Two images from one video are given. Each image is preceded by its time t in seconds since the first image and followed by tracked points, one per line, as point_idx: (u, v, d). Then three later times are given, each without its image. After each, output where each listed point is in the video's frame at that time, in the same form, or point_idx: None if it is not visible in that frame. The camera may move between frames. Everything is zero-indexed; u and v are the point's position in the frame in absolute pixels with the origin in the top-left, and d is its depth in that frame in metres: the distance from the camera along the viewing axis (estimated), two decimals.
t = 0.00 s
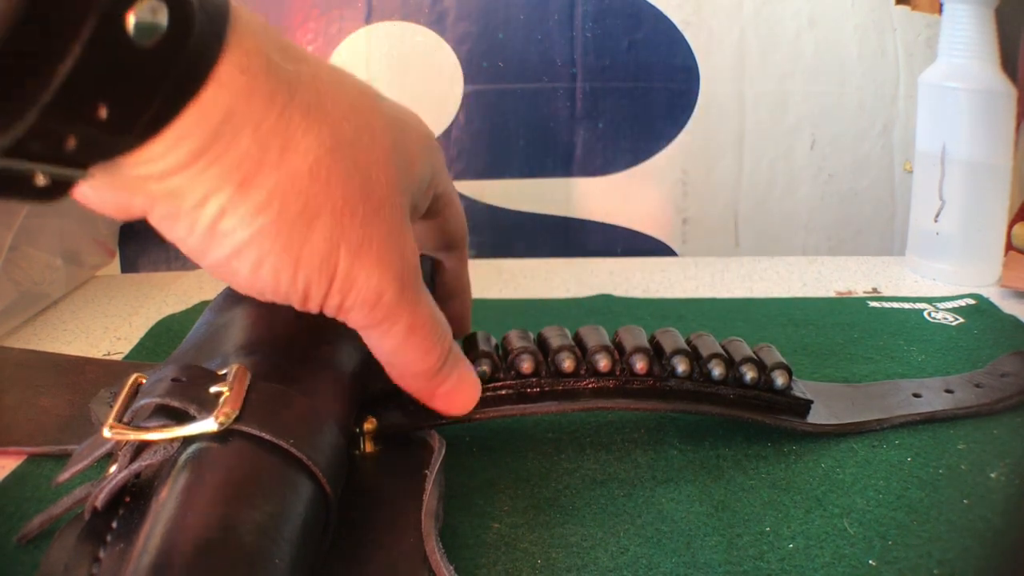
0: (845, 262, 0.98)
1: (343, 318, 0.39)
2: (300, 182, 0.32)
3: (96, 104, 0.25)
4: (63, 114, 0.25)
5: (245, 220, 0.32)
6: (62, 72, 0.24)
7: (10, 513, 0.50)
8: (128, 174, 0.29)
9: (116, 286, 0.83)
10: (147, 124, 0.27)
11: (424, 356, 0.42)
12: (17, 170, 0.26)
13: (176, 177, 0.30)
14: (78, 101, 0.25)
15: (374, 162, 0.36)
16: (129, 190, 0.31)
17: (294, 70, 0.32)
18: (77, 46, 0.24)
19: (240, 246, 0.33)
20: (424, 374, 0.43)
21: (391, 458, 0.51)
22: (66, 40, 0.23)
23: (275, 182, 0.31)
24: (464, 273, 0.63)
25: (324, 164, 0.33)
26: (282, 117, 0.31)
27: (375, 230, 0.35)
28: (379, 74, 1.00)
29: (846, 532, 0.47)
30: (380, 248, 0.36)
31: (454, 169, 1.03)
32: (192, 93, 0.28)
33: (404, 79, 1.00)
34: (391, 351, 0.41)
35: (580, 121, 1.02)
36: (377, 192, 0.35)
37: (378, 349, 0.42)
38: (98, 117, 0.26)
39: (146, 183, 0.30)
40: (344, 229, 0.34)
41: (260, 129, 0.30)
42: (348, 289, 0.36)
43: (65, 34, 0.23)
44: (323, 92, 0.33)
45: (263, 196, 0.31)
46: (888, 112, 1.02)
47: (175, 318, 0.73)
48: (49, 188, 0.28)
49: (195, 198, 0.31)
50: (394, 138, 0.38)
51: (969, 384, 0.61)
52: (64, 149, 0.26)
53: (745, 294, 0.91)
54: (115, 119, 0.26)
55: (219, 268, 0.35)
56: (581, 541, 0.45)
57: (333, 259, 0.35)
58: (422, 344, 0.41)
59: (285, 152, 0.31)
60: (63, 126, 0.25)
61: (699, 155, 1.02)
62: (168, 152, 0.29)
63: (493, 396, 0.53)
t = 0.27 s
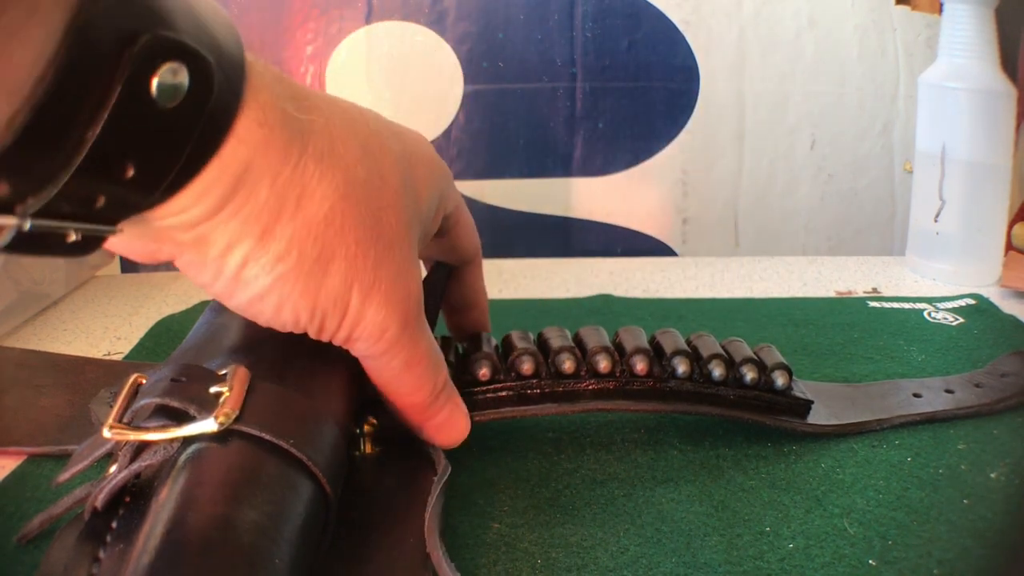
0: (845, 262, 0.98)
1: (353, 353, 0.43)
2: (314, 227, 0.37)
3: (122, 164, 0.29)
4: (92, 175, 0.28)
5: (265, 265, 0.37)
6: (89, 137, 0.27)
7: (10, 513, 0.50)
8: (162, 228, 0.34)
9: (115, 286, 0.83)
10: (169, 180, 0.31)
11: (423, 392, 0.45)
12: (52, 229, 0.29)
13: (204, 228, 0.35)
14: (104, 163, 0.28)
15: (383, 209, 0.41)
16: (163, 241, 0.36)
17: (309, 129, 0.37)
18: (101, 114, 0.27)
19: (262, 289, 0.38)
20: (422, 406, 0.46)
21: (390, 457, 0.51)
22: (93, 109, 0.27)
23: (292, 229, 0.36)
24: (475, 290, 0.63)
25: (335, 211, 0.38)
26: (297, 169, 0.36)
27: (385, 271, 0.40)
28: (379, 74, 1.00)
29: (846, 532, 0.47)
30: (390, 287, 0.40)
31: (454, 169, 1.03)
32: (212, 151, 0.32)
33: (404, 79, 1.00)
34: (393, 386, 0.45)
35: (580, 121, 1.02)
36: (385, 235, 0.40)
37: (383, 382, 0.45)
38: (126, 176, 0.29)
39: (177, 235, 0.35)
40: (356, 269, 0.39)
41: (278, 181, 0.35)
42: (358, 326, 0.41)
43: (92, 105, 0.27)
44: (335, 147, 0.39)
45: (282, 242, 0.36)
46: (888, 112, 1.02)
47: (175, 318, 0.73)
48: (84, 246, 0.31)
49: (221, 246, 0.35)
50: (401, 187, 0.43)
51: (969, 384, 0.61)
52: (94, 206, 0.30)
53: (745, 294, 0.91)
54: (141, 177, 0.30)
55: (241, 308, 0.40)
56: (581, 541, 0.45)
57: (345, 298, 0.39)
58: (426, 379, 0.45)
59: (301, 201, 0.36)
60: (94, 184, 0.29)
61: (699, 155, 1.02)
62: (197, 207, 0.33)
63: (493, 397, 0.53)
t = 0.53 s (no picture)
0: (845, 262, 0.98)
1: (364, 366, 0.42)
2: (317, 242, 0.36)
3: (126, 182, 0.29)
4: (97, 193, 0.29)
5: (269, 280, 0.36)
6: (94, 156, 0.28)
7: (10, 513, 0.50)
8: (165, 244, 0.35)
9: (115, 286, 0.83)
10: (174, 199, 0.32)
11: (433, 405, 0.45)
12: (56, 246, 0.30)
13: (206, 244, 0.35)
14: (107, 181, 0.29)
15: (391, 219, 0.40)
16: (169, 257, 0.36)
17: (313, 140, 0.37)
18: (105, 133, 0.28)
19: (267, 303, 0.37)
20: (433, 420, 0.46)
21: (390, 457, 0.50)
22: (97, 128, 0.27)
23: (294, 244, 0.36)
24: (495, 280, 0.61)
25: (339, 225, 0.37)
26: (300, 183, 0.36)
27: (393, 283, 0.39)
28: (379, 74, 1.00)
29: (846, 532, 0.47)
30: (397, 299, 0.40)
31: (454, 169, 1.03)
32: (218, 168, 0.33)
33: (404, 79, 1.00)
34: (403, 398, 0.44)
35: (580, 121, 1.02)
36: (393, 246, 0.40)
37: (393, 395, 0.44)
38: (129, 194, 0.30)
39: (180, 251, 0.35)
40: (361, 283, 0.38)
41: (279, 196, 0.35)
42: (366, 339, 0.40)
43: (96, 125, 0.27)
44: (339, 158, 0.38)
45: (285, 257, 0.36)
46: (888, 112, 1.02)
47: (175, 318, 0.73)
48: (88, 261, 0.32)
49: (224, 262, 0.36)
50: (411, 196, 0.43)
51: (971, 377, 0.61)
52: (98, 223, 0.30)
53: (745, 294, 0.91)
54: (145, 195, 0.30)
55: (250, 322, 0.40)
56: (581, 541, 0.45)
57: (352, 312, 0.39)
58: (437, 392, 0.44)
59: (303, 216, 0.36)
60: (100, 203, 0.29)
61: (699, 155, 1.02)
62: (196, 223, 0.34)
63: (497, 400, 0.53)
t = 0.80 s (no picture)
0: (845, 262, 0.98)
1: (390, 376, 0.43)
2: (352, 253, 0.37)
3: (165, 189, 0.30)
4: (134, 199, 0.29)
5: (302, 289, 0.37)
6: (131, 163, 0.28)
7: (10, 512, 0.51)
8: (198, 247, 0.35)
9: (115, 286, 0.83)
10: (211, 205, 0.32)
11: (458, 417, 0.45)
12: (92, 251, 0.30)
13: (240, 249, 0.35)
14: (145, 188, 0.29)
15: (423, 232, 0.40)
16: (201, 260, 0.37)
17: (352, 151, 0.37)
18: (144, 140, 0.28)
19: (299, 311, 0.38)
20: (453, 433, 0.46)
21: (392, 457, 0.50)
22: (135, 135, 0.28)
23: (330, 254, 0.36)
24: (512, 278, 0.61)
25: (375, 237, 0.38)
26: (337, 192, 0.36)
27: (424, 294, 0.40)
28: (379, 74, 1.00)
29: (846, 532, 0.47)
30: (428, 312, 0.40)
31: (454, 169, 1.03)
32: (256, 174, 0.33)
33: (404, 79, 1.00)
34: (428, 410, 0.44)
35: (580, 121, 1.02)
36: (426, 258, 0.40)
37: (418, 406, 0.45)
38: (166, 202, 0.30)
39: (215, 255, 0.36)
40: (394, 295, 0.39)
41: (317, 205, 0.35)
42: (395, 352, 0.40)
43: (135, 132, 0.28)
44: (376, 170, 0.39)
45: (320, 267, 0.36)
46: (888, 112, 1.02)
47: (175, 318, 0.73)
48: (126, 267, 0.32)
49: (257, 269, 0.36)
50: (442, 208, 0.43)
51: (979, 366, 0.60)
52: (136, 230, 0.31)
53: (745, 294, 0.91)
54: (183, 202, 0.31)
55: (280, 329, 0.40)
56: (581, 541, 0.45)
57: (384, 324, 0.39)
58: (459, 403, 0.45)
59: (339, 226, 0.36)
60: (137, 210, 0.30)
61: (699, 155, 1.02)
62: (232, 229, 0.34)
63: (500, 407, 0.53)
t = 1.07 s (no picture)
0: (845, 262, 0.98)
1: (396, 377, 0.43)
2: (363, 252, 0.37)
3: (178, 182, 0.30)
4: (147, 194, 0.29)
5: (312, 288, 0.36)
6: (145, 156, 0.28)
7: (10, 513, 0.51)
8: (208, 243, 0.35)
9: (115, 284, 0.83)
10: (224, 201, 0.32)
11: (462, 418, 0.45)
12: (102, 246, 0.30)
13: (251, 246, 0.35)
14: (157, 182, 0.29)
15: (434, 233, 0.40)
16: (210, 257, 0.36)
17: (363, 150, 0.37)
18: (158, 134, 0.28)
19: (308, 311, 0.37)
20: (455, 433, 0.46)
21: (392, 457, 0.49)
22: (148, 128, 0.28)
23: (340, 254, 0.36)
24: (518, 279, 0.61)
25: (386, 236, 0.38)
26: (349, 192, 0.36)
27: (434, 295, 0.40)
28: (380, 73, 1.00)
29: (846, 533, 0.47)
30: (437, 314, 0.40)
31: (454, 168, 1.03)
32: (269, 170, 0.33)
33: (404, 78, 1.00)
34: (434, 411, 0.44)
35: (580, 121, 1.02)
36: (436, 259, 0.40)
37: (424, 406, 0.44)
38: (179, 196, 0.30)
39: (225, 252, 0.35)
40: (403, 296, 0.38)
41: (328, 203, 0.35)
42: (403, 353, 0.40)
43: (149, 126, 0.28)
44: (388, 169, 0.39)
45: (330, 266, 0.36)
46: (888, 112, 1.02)
47: (174, 317, 0.73)
48: (136, 261, 0.32)
49: (268, 267, 0.36)
50: (453, 210, 0.43)
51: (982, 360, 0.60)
52: (148, 225, 0.30)
53: (745, 294, 0.91)
54: (196, 197, 0.31)
55: (286, 328, 0.39)
56: (581, 542, 0.45)
57: (394, 325, 0.39)
58: (463, 405, 0.45)
59: (351, 225, 0.36)
60: (149, 205, 0.29)
61: (699, 155, 1.02)
62: (244, 226, 0.34)
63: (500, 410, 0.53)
